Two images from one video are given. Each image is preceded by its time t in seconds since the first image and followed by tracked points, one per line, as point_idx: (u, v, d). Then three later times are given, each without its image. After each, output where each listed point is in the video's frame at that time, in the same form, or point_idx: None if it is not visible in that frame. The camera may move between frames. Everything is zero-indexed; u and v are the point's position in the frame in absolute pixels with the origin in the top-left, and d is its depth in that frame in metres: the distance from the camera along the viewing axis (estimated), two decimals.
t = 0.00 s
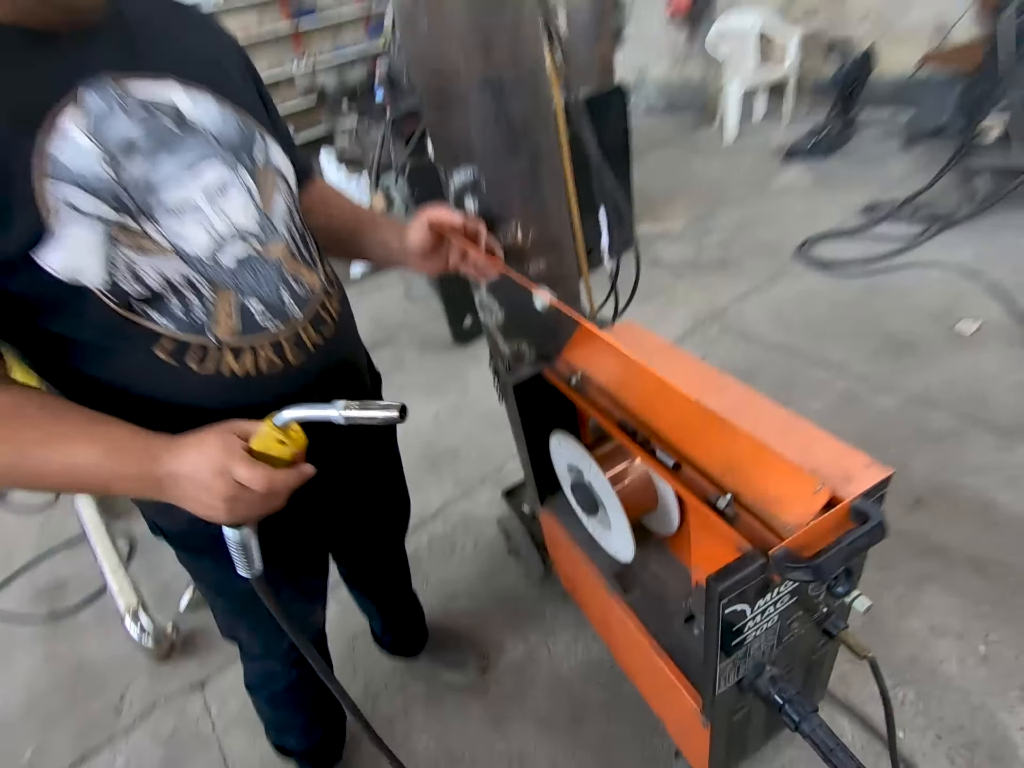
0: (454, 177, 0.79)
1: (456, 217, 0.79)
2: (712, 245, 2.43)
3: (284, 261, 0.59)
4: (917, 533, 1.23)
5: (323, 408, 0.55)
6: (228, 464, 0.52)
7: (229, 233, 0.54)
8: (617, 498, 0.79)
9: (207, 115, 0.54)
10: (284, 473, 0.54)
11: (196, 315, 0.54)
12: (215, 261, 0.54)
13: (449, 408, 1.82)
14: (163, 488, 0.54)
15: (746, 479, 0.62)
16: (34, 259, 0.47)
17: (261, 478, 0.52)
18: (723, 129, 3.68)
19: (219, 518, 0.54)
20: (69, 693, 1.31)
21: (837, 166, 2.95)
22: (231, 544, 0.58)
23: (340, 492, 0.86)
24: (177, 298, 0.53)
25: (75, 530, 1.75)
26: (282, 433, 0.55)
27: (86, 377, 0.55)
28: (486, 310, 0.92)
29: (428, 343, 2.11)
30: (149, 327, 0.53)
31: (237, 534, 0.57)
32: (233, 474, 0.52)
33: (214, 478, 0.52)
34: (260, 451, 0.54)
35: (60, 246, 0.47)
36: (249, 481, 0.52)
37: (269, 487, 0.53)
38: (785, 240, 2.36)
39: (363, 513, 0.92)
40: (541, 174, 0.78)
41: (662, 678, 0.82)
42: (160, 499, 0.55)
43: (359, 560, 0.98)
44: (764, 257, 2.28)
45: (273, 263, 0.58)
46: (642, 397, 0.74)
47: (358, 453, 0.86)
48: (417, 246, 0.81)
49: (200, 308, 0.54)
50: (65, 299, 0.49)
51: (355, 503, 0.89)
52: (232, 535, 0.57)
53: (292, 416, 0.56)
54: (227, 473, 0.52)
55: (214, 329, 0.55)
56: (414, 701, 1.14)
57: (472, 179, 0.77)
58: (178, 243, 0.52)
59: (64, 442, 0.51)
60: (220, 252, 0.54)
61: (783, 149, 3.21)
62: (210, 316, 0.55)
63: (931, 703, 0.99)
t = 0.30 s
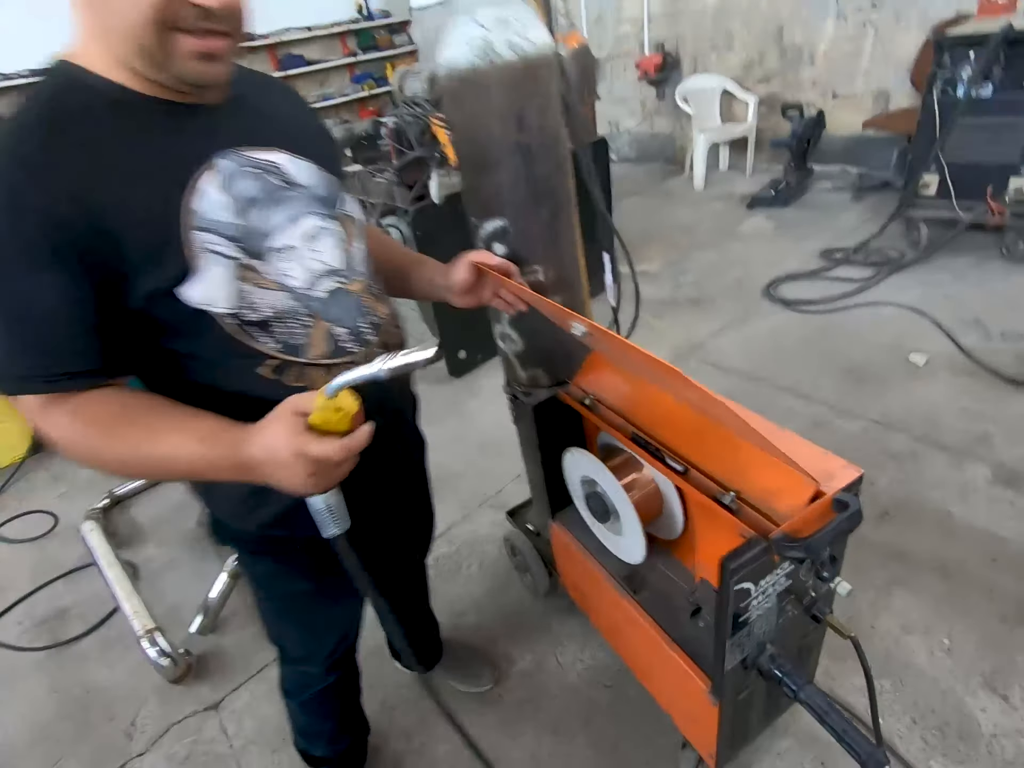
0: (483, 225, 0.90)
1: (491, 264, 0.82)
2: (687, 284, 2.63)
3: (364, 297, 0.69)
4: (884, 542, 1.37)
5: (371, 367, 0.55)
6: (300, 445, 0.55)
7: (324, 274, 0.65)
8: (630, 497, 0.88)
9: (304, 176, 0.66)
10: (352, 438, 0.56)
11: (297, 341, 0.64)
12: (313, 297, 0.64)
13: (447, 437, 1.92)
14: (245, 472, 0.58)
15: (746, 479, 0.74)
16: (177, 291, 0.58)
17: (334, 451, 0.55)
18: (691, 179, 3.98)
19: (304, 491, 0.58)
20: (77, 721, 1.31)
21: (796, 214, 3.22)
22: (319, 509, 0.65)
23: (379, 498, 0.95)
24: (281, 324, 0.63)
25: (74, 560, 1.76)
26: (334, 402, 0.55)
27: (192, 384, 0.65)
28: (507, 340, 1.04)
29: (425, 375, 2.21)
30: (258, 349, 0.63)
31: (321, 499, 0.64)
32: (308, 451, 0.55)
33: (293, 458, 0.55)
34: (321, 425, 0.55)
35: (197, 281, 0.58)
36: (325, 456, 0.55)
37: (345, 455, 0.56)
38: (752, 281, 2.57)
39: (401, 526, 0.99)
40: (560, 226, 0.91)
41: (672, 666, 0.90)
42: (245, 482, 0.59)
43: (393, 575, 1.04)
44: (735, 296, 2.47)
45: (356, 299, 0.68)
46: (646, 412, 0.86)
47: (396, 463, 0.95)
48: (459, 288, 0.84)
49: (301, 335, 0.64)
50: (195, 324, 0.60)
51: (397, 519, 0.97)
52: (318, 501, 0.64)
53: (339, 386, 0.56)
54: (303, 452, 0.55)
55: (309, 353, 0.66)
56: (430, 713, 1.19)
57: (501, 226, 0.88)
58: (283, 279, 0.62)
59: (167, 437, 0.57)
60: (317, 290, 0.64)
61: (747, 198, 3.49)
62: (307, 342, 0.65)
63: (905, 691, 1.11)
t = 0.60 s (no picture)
0: (544, 279, 0.98)
1: (562, 313, 0.90)
2: (707, 334, 2.72)
3: (449, 337, 0.81)
4: (904, 594, 1.40)
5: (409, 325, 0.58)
6: (374, 420, 0.59)
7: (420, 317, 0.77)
8: (670, 535, 0.94)
9: (410, 232, 0.80)
10: (419, 399, 0.60)
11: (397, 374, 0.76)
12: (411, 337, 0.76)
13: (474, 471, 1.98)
14: (334, 458, 0.63)
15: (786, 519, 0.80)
16: (308, 328, 0.71)
17: (407, 418, 0.59)
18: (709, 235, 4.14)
19: (391, 464, 0.63)
20: (111, 731, 1.34)
21: (812, 273, 3.34)
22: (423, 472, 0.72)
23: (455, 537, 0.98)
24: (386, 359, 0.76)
25: (108, 574, 1.81)
26: (390, 369, 0.58)
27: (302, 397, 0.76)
28: (555, 380, 1.11)
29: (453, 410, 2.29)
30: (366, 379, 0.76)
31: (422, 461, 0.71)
32: (385, 426, 0.59)
33: (370, 438, 0.60)
34: (385, 394, 0.59)
35: (325, 319, 0.71)
36: (399, 426, 0.58)
37: (417, 419, 0.60)
38: (771, 335, 2.67)
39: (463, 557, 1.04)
40: (615, 281, 1.01)
41: (709, 700, 0.94)
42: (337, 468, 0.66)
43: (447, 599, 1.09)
44: (754, 349, 2.56)
45: (443, 340, 0.80)
46: (685, 453, 0.93)
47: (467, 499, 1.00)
48: (524, 333, 0.94)
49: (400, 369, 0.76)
50: (320, 356, 0.73)
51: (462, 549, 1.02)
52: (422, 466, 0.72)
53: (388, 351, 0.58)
54: (380, 429, 0.59)
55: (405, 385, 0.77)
56: (460, 740, 1.22)
57: (561, 279, 0.97)
58: (389, 321, 0.75)
59: (272, 436, 0.65)
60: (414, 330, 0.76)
61: (764, 255, 3.62)
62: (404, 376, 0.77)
63: (929, 741, 1.13)
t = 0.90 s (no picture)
0: (576, 334, 1.05)
1: (593, 366, 0.97)
2: (725, 386, 2.78)
3: (490, 385, 0.90)
4: (929, 658, 1.39)
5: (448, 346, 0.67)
6: (421, 438, 0.60)
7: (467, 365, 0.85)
8: (693, 584, 0.97)
9: (459, 288, 0.89)
10: (461, 417, 0.61)
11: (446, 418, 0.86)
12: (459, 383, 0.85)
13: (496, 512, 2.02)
14: (384, 479, 0.66)
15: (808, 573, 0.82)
16: (371, 373, 0.79)
17: (452, 436, 0.60)
18: (728, 288, 4.25)
19: (441, 481, 0.65)
20: (132, 757, 1.36)
21: (831, 327, 3.39)
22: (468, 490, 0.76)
23: (483, 575, 1.03)
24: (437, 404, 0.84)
25: (136, 599, 1.86)
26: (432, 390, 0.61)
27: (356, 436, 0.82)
28: (582, 427, 1.16)
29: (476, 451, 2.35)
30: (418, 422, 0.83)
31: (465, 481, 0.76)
32: (431, 444, 0.60)
33: (420, 456, 0.62)
34: (430, 412, 0.61)
35: (385, 365, 0.79)
36: (447, 444, 0.60)
37: (462, 432, 0.61)
38: (789, 388, 2.71)
39: (490, 597, 1.08)
40: (642, 338, 1.07)
41: (730, 754, 0.94)
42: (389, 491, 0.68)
43: (472, 637, 1.12)
44: (773, 401, 2.60)
45: (486, 387, 0.89)
46: (707, 502, 0.96)
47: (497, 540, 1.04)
48: (558, 383, 1.00)
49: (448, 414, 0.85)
50: (378, 400, 0.81)
51: (489, 588, 1.06)
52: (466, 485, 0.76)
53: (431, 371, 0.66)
54: (427, 447, 0.61)
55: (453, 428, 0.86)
56: None
57: (592, 334, 1.02)
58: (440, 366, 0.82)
59: (330, 463, 0.70)
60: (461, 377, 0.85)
61: (782, 309, 3.70)
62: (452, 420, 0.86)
63: None
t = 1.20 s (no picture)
0: (594, 370, 1.08)
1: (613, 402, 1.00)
2: (739, 423, 2.79)
3: (512, 416, 0.97)
4: (950, 707, 1.36)
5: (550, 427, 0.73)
6: (495, 493, 0.69)
7: (491, 398, 0.93)
8: (707, 621, 0.96)
9: (484, 326, 0.96)
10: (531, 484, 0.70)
11: (470, 448, 0.91)
12: (483, 414, 0.92)
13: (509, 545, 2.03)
14: (434, 522, 0.72)
15: (823, 614, 0.82)
16: (402, 406, 0.84)
17: (522, 497, 0.70)
18: (742, 326, 4.29)
19: (489, 535, 0.71)
20: None
21: (845, 366, 3.40)
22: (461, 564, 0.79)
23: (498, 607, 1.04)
24: (461, 435, 0.89)
25: (150, 622, 1.88)
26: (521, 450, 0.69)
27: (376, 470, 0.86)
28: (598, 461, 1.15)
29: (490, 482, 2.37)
30: (442, 452, 0.88)
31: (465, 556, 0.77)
32: (503, 498, 0.69)
33: (486, 507, 0.69)
34: (508, 474, 0.69)
35: (415, 397, 0.84)
36: (517, 503, 0.68)
37: (529, 499, 0.71)
38: (803, 427, 2.71)
39: (503, 629, 1.09)
40: (658, 376, 1.10)
41: None
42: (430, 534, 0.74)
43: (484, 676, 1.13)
44: (787, 440, 2.60)
45: (509, 418, 0.96)
46: (721, 538, 0.97)
47: (512, 573, 1.06)
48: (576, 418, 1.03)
49: (471, 444, 0.91)
50: (406, 430, 0.85)
51: (503, 620, 1.07)
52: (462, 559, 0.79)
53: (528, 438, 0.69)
54: (495, 501, 0.69)
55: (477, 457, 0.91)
56: None
57: (610, 371, 1.06)
58: (464, 398, 0.89)
59: (370, 497, 0.73)
60: (485, 408, 0.92)
61: (796, 348, 3.73)
62: (476, 449, 0.91)
63: None
